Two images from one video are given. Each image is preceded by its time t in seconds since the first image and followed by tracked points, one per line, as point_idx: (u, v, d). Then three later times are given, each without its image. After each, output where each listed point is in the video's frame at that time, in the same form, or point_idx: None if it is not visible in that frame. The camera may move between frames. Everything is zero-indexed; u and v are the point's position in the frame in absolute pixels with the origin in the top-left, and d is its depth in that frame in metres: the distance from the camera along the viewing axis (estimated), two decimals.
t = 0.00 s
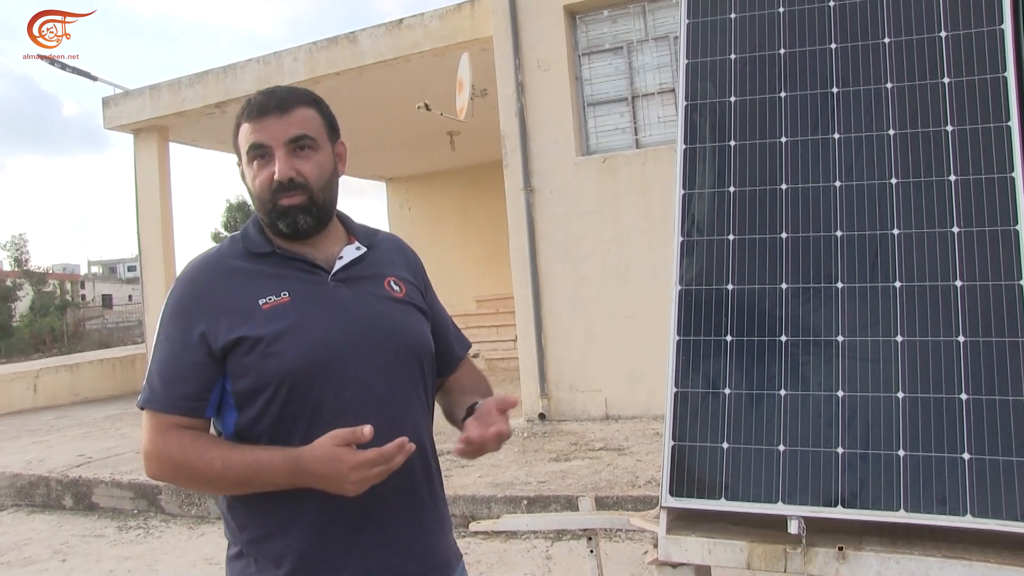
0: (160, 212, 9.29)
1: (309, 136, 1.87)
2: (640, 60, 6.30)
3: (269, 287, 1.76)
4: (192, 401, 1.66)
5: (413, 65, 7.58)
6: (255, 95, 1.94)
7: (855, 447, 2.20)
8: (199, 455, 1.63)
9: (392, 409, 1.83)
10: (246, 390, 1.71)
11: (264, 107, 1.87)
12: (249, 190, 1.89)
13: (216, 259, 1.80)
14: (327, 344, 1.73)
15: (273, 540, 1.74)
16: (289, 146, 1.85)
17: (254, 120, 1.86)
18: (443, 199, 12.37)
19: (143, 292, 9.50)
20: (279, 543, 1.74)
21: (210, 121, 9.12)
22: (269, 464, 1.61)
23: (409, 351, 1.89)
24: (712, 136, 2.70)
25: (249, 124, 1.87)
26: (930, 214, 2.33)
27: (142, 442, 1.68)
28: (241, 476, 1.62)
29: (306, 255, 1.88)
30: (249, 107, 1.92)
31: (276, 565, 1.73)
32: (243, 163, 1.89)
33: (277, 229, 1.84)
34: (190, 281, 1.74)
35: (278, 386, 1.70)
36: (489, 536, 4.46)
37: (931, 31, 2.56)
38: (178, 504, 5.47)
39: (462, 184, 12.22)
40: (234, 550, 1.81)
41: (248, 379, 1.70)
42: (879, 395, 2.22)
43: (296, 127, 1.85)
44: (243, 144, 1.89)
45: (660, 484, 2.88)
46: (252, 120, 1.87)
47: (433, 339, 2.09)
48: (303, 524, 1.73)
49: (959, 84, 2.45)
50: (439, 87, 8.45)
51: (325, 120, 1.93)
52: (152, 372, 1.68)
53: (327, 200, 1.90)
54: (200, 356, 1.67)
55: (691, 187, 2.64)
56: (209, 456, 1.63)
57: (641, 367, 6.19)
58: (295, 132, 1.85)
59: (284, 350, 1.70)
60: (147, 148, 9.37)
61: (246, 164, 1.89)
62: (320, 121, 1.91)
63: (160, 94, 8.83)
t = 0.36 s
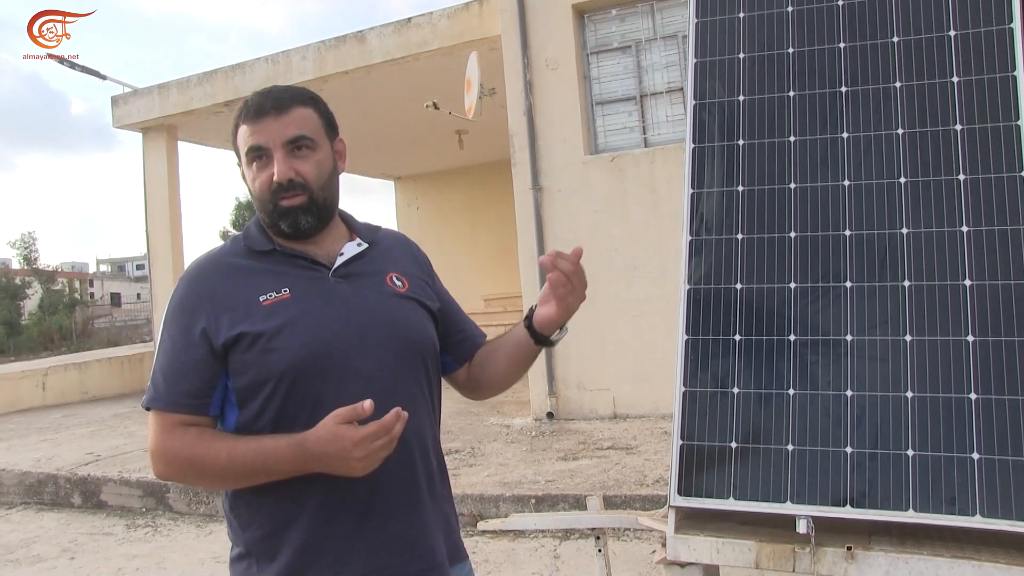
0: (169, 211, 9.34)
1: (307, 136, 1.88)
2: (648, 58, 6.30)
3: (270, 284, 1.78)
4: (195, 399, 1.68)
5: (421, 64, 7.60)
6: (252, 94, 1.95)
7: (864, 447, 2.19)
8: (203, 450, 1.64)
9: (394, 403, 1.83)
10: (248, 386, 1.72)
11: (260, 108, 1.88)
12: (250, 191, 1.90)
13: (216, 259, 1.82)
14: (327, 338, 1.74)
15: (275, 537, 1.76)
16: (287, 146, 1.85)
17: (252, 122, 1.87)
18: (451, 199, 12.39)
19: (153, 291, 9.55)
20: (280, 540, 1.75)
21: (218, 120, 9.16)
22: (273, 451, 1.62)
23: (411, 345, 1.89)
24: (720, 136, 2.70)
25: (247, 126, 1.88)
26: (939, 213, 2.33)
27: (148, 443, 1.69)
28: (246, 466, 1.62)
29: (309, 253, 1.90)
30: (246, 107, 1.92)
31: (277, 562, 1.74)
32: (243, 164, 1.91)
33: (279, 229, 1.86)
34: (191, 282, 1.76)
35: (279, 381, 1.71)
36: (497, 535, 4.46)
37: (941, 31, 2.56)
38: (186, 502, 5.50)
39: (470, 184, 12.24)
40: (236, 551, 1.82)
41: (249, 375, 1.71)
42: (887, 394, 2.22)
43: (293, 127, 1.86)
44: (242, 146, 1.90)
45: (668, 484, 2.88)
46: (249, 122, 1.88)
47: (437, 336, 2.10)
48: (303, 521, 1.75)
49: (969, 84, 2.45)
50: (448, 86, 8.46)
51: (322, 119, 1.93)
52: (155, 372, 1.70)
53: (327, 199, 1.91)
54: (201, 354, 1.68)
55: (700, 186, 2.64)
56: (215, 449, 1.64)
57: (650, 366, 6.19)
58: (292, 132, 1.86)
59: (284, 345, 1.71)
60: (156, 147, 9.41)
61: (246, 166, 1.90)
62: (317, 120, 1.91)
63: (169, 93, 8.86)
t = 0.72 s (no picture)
0: (174, 209, 9.36)
1: (309, 140, 1.87)
2: (654, 57, 6.30)
3: (272, 286, 1.77)
4: (196, 400, 1.68)
5: (426, 62, 7.60)
6: (257, 95, 1.95)
7: (869, 447, 2.19)
8: (206, 454, 1.65)
9: (395, 408, 1.84)
10: (250, 388, 1.71)
11: (264, 112, 1.88)
12: (254, 194, 1.90)
13: (219, 257, 1.81)
14: (328, 344, 1.74)
15: (272, 538, 1.74)
16: (289, 150, 1.85)
17: (255, 125, 1.87)
18: (456, 197, 12.39)
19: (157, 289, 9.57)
20: (277, 542, 1.74)
21: (223, 118, 9.18)
22: (277, 460, 1.64)
23: (412, 349, 1.89)
24: (726, 134, 2.70)
25: (250, 129, 1.88)
26: (946, 212, 2.32)
27: (150, 441, 1.70)
28: (249, 473, 1.64)
29: (312, 255, 1.89)
30: (250, 108, 1.93)
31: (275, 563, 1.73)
32: (246, 166, 1.91)
33: (281, 234, 1.85)
34: (193, 281, 1.75)
35: (280, 385, 1.71)
36: (501, 533, 4.46)
37: (948, 29, 2.55)
38: (190, 499, 5.52)
39: (475, 182, 12.24)
40: (236, 550, 1.82)
41: (249, 378, 1.71)
42: (893, 393, 2.21)
43: (296, 132, 1.86)
44: (246, 148, 1.90)
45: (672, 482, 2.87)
46: (253, 124, 1.88)
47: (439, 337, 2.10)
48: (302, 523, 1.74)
49: (976, 81, 2.44)
50: (453, 84, 8.47)
51: (326, 122, 1.92)
52: (157, 372, 1.71)
53: (330, 203, 1.90)
54: (203, 356, 1.68)
55: (706, 184, 2.64)
56: (218, 453, 1.65)
57: (654, 365, 6.19)
58: (294, 137, 1.86)
59: (285, 350, 1.70)
60: (160, 145, 9.42)
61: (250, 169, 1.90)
62: (321, 124, 1.91)
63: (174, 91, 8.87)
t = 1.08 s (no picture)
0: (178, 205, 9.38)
1: (315, 129, 1.87)
2: (659, 54, 6.28)
3: (275, 281, 1.77)
4: (198, 394, 1.68)
5: (431, 58, 7.59)
6: (265, 87, 1.96)
7: (874, 445, 2.18)
8: (209, 448, 1.65)
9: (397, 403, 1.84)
10: (252, 382, 1.72)
11: (271, 100, 1.89)
12: (258, 183, 1.90)
13: (221, 252, 1.82)
14: (331, 338, 1.74)
15: (276, 533, 1.75)
16: (295, 139, 1.85)
17: (262, 114, 1.88)
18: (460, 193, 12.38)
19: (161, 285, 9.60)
20: (281, 537, 1.74)
21: (227, 114, 9.18)
22: (280, 454, 1.64)
23: (415, 344, 1.89)
24: (731, 131, 2.70)
25: (257, 118, 1.89)
26: (952, 210, 2.31)
27: (152, 436, 1.71)
28: (252, 468, 1.64)
29: (313, 249, 1.90)
30: (257, 99, 1.93)
31: (278, 559, 1.73)
32: (251, 155, 1.91)
33: (284, 223, 1.85)
34: (196, 275, 1.76)
35: (283, 380, 1.71)
36: (504, 529, 4.47)
37: (955, 26, 2.54)
38: (194, 494, 5.54)
39: (479, 179, 12.23)
40: (237, 546, 1.82)
41: (252, 372, 1.71)
42: (897, 392, 2.21)
43: (303, 120, 1.86)
44: (251, 137, 1.90)
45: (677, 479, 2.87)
46: (259, 113, 1.89)
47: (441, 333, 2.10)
48: (305, 519, 1.74)
49: (983, 79, 2.44)
50: (457, 81, 8.46)
51: (332, 113, 1.93)
52: (158, 366, 1.71)
53: (333, 193, 1.90)
54: (205, 350, 1.68)
55: (711, 181, 2.63)
56: (221, 448, 1.65)
57: (658, 362, 6.19)
58: (300, 125, 1.86)
59: (288, 343, 1.71)
60: (164, 140, 9.43)
61: (254, 158, 1.90)
62: (327, 114, 1.91)
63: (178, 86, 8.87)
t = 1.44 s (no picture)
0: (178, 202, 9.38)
1: (320, 119, 1.90)
2: (660, 51, 6.27)
3: (272, 273, 1.77)
4: (196, 388, 1.68)
5: (432, 55, 7.59)
6: (264, 81, 1.98)
7: (875, 441, 2.19)
8: (207, 442, 1.65)
9: (396, 394, 1.84)
10: (251, 375, 1.72)
11: (275, 91, 1.91)
12: (258, 172, 1.89)
13: (219, 247, 1.82)
14: (329, 328, 1.74)
15: (279, 527, 1.76)
16: (301, 127, 1.87)
17: (266, 103, 1.89)
18: (461, 190, 12.38)
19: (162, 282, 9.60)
20: (284, 530, 1.75)
21: (228, 110, 9.18)
22: (278, 446, 1.64)
23: (413, 335, 1.89)
24: (733, 128, 2.69)
25: (260, 107, 1.90)
26: (953, 207, 2.31)
27: (150, 432, 1.71)
28: (251, 461, 1.64)
29: (311, 242, 1.91)
30: (257, 91, 1.95)
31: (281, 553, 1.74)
32: (252, 146, 1.90)
33: (287, 211, 1.85)
34: (193, 270, 1.76)
35: (281, 371, 1.71)
36: (505, 526, 4.48)
37: (957, 23, 2.54)
38: (195, 491, 5.54)
39: (480, 176, 12.23)
40: (240, 541, 1.82)
41: (250, 364, 1.71)
42: (898, 389, 2.21)
43: (308, 109, 1.88)
44: (252, 127, 1.90)
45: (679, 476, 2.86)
46: (262, 104, 1.90)
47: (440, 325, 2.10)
48: (306, 512, 1.75)
49: (984, 77, 2.44)
50: (458, 78, 8.46)
51: (333, 107, 1.97)
52: (156, 362, 1.71)
53: (335, 183, 1.92)
54: (203, 343, 1.69)
55: (712, 178, 2.63)
56: (219, 442, 1.66)
57: (659, 359, 6.19)
58: (306, 114, 1.88)
59: (286, 334, 1.71)
60: (165, 137, 9.42)
61: (254, 147, 1.89)
62: (329, 107, 1.95)
63: (178, 83, 8.87)
